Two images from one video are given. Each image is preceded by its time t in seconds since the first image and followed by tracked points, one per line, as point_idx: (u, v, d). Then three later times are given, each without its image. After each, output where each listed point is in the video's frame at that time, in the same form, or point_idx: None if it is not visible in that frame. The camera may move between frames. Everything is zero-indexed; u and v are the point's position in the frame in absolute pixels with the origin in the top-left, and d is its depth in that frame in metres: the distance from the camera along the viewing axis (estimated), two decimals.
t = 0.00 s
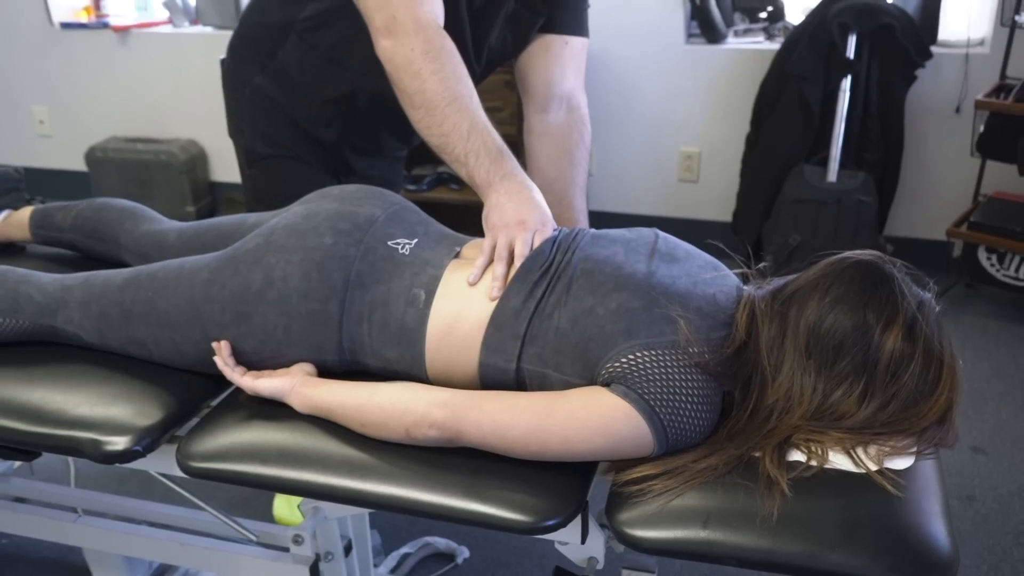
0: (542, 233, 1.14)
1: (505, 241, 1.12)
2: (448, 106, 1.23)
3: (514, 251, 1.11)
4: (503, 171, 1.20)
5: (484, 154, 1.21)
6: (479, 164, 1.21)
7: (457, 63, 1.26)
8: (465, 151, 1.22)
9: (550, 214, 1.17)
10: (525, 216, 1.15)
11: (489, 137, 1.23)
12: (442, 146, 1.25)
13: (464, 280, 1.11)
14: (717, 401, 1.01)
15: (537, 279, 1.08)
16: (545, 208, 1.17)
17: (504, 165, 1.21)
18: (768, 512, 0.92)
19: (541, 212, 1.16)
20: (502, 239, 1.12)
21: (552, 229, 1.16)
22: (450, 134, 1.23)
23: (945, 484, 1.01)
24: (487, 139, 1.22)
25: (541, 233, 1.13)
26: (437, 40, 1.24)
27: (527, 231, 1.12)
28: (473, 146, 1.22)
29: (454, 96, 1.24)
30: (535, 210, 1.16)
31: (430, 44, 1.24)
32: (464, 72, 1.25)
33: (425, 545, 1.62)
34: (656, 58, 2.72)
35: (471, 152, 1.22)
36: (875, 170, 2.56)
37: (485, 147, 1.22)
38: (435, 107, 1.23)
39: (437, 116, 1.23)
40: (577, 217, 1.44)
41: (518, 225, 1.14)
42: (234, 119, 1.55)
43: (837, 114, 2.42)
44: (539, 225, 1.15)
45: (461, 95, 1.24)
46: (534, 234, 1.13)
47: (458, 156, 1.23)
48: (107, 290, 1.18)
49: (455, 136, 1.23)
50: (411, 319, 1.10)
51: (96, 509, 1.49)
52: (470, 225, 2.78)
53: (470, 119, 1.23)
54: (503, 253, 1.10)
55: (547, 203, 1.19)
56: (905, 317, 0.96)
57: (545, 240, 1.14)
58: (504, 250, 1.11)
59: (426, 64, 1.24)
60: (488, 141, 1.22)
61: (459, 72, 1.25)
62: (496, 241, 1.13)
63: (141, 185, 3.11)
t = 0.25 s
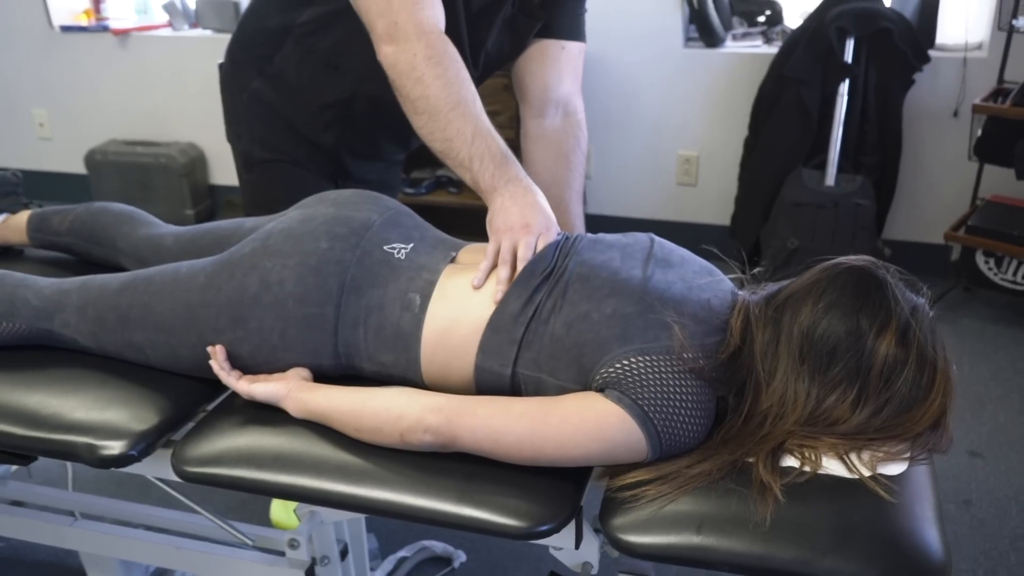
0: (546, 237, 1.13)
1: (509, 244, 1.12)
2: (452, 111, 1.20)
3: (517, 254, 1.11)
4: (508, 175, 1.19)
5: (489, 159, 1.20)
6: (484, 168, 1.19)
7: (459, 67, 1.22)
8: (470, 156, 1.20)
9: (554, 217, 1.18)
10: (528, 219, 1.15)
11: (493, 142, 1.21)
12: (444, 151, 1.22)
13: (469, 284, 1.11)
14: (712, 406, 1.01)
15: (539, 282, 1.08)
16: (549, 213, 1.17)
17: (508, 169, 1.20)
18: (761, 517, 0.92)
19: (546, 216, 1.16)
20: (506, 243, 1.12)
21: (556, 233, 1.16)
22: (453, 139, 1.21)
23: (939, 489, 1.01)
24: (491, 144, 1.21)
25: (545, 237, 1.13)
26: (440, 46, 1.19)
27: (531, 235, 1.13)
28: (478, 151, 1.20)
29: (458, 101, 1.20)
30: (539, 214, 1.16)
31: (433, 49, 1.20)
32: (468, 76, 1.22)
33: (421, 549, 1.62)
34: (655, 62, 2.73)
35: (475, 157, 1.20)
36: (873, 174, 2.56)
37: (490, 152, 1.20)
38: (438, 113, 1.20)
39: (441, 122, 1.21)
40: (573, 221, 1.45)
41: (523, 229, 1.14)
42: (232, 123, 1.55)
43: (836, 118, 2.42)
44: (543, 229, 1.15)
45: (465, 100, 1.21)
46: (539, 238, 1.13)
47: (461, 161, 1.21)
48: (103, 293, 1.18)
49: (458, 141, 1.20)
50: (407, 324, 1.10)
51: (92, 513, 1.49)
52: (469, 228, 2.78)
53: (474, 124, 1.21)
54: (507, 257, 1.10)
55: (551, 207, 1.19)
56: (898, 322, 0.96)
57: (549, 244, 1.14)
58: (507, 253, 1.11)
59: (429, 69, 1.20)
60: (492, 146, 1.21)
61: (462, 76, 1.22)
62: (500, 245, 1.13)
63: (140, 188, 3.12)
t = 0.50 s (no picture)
0: (542, 249, 1.13)
1: (505, 254, 1.11)
2: (450, 123, 1.19)
3: (513, 265, 1.11)
4: (507, 187, 1.19)
5: (487, 171, 1.19)
6: (482, 181, 1.18)
7: (457, 78, 1.21)
8: (468, 169, 1.19)
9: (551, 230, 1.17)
10: (525, 231, 1.15)
11: (491, 154, 1.20)
12: (443, 164, 1.21)
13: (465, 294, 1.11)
14: (701, 420, 1.01)
15: (533, 294, 1.08)
16: (546, 225, 1.17)
17: (506, 181, 1.19)
18: (748, 532, 0.92)
19: (543, 229, 1.16)
20: (502, 254, 1.12)
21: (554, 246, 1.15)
22: (451, 153, 1.20)
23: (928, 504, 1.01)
24: (490, 156, 1.20)
25: (541, 250, 1.13)
26: (438, 59, 1.19)
27: (528, 247, 1.12)
28: (476, 164, 1.19)
29: (456, 113, 1.20)
30: (537, 227, 1.15)
31: (430, 62, 1.19)
32: (465, 88, 1.21)
33: (416, 561, 1.61)
34: (653, 73, 2.73)
35: (474, 170, 1.19)
36: (869, 185, 2.56)
37: (488, 165, 1.19)
38: (437, 125, 1.19)
39: (439, 134, 1.20)
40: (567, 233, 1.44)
41: (519, 241, 1.13)
42: (226, 135, 1.55)
43: (832, 129, 2.43)
44: (540, 242, 1.14)
45: (463, 113, 1.20)
46: (535, 250, 1.12)
47: (459, 174, 1.20)
48: (95, 305, 1.18)
49: (457, 153, 1.19)
50: (397, 336, 1.11)
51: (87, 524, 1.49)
52: (466, 238, 2.78)
53: (472, 136, 1.20)
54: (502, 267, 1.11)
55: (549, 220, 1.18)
56: (887, 336, 0.96)
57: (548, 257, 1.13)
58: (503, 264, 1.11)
59: (427, 82, 1.19)
60: (490, 158, 1.20)
61: (460, 89, 1.21)
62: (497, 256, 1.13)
63: (139, 198, 3.13)
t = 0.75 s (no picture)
0: (539, 259, 1.12)
1: (501, 263, 1.11)
2: (449, 135, 1.18)
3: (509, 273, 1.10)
4: (506, 198, 1.17)
5: (487, 183, 1.17)
6: (481, 193, 1.16)
7: (456, 89, 1.20)
8: (467, 180, 1.17)
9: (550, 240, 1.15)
10: (522, 240, 1.13)
11: (490, 164, 1.18)
12: (443, 175, 1.19)
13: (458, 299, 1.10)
14: (691, 434, 1.00)
15: (525, 303, 1.06)
16: (545, 236, 1.15)
17: (506, 192, 1.17)
18: (735, 547, 0.91)
19: (541, 238, 1.14)
20: (499, 262, 1.11)
21: (552, 254, 1.14)
22: (451, 163, 1.18)
23: (917, 521, 1.00)
24: (489, 167, 1.18)
25: (538, 259, 1.11)
26: (436, 69, 1.17)
27: (523, 256, 1.11)
28: (475, 174, 1.17)
29: (455, 124, 1.18)
30: (535, 236, 1.14)
31: (429, 73, 1.17)
32: (464, 99, 1.20)
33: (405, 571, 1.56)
34: (652, 83, 2.73)
35: (473, 181, 1.17)
36: (868, 196, 2.56)
37: (487, 175, 1.17)
38: (436, 137, 1.18)
39: (439, 145, 1.18)
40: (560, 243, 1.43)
41: (515, 250, 1.12)
42: (222, 140, 1.55)
43: (830, 139, 2.43)
44: (537, 252, 1.13)
45: (462, 124, 1.19)
46: (531, 260, 1.11)
47: (459, 185, 1.18)
48: (85, 309, 1.18)
49: (456, 164, 1.18)
50: (386, 344, 1.09)
51: (77, 530, 1.48)
52: (464, 245, 2.78)
53: (472, 147, 1.18)
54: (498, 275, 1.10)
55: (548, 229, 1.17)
56: (878, 351, 0.96)
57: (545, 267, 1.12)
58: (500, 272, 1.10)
59: (426, 93, 1.18)
60: (490, 169, 1.18)
61: (459, 100, 1.19)
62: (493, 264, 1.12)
63: (137, 201, 3.13)
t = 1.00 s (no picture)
0: (535, 272, 1.11)
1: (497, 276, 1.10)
2: (449, 150, 1.17)
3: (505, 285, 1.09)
4: (506, 214, 1.15)
5: (486, 199, 1.16)
6: (481, 208, 1.15)
7: (455, 105, 1.19)
8: (467, 195, 1.16)
9: (547, 254, 1.14)
10: (519, 254, 1.12)
11: (490, 180, 1.17)
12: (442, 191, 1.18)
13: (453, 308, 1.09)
14: (682, 452, 0.99)
15: (520, 312, 1.05)
16: (542, 250, 1.14)
17: (506, 208, 1.16)
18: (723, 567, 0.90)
19: (538, 251, 1.13)
20: (496, 276, 1.10)
21: (549, 266, 1.13)
22: (450, 179, 1.17)
23: (908, 542, 0.99)
24: (489, 183, 1.17)
25: (534, 272, 1.11)
26: (435, 85, 1.17)
27: (519, 271, 1.10)
28: (474, 191, 1.16)
29: (454, 140, 1.17)
30: (532, 250, 1.13)
31: (428, 89, 1.18)
32: (463, 114, 1.19)
33: None
34: (652, 95, 2.73)
35: (472, 197, 1.16)
36: (867, 210, 2.55)
37: (487, 191, 1.16)
38: (436, 152, 1.17)
39: (438, 161, 1.17)
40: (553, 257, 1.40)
41: (512, 264, 1.11)
42: (216, 148, 1.55)
43: (829, 153, 2.42)
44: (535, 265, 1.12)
45: (461, 140, 1.18)
46: (526, 274, 1.11)
47: (458, 201, 1.17)
48: (73, 317, 1.17)
49: (456, 180, 1.16)
50: (376, 355, 1.08)
51: (65, 539, 1.46)
52: (461, 254, 2.77)
53: (471, 163, 1.17)
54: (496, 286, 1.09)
55: (548, 244, 1.16)
56: (870, 369, 0.95)
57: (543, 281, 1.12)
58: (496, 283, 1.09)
59: (425, 109, 1.17)
60: (489, 185, 1.16)
61: (459, 115, 1.19)
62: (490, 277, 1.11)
63: (135, 206, 3.12)
